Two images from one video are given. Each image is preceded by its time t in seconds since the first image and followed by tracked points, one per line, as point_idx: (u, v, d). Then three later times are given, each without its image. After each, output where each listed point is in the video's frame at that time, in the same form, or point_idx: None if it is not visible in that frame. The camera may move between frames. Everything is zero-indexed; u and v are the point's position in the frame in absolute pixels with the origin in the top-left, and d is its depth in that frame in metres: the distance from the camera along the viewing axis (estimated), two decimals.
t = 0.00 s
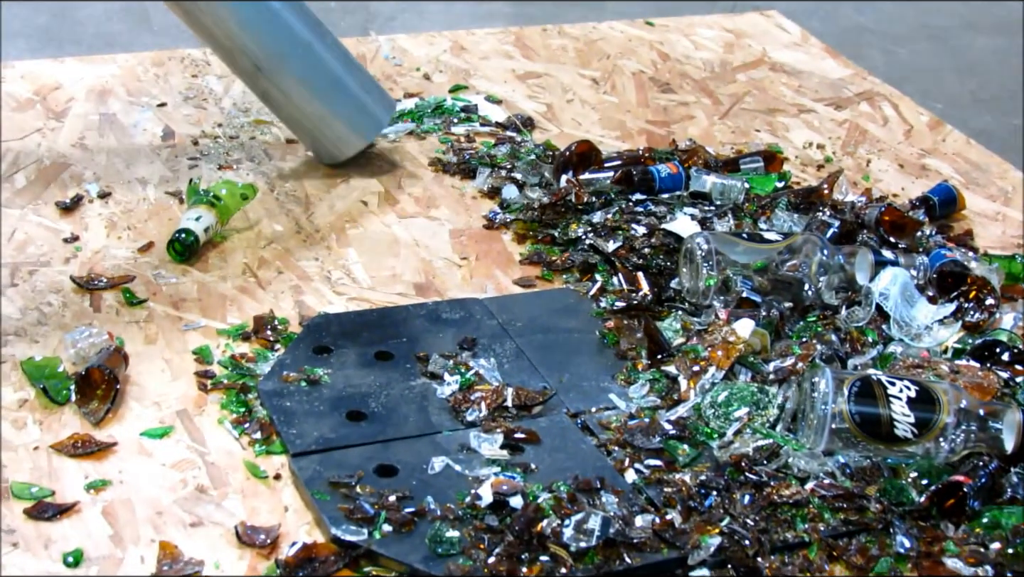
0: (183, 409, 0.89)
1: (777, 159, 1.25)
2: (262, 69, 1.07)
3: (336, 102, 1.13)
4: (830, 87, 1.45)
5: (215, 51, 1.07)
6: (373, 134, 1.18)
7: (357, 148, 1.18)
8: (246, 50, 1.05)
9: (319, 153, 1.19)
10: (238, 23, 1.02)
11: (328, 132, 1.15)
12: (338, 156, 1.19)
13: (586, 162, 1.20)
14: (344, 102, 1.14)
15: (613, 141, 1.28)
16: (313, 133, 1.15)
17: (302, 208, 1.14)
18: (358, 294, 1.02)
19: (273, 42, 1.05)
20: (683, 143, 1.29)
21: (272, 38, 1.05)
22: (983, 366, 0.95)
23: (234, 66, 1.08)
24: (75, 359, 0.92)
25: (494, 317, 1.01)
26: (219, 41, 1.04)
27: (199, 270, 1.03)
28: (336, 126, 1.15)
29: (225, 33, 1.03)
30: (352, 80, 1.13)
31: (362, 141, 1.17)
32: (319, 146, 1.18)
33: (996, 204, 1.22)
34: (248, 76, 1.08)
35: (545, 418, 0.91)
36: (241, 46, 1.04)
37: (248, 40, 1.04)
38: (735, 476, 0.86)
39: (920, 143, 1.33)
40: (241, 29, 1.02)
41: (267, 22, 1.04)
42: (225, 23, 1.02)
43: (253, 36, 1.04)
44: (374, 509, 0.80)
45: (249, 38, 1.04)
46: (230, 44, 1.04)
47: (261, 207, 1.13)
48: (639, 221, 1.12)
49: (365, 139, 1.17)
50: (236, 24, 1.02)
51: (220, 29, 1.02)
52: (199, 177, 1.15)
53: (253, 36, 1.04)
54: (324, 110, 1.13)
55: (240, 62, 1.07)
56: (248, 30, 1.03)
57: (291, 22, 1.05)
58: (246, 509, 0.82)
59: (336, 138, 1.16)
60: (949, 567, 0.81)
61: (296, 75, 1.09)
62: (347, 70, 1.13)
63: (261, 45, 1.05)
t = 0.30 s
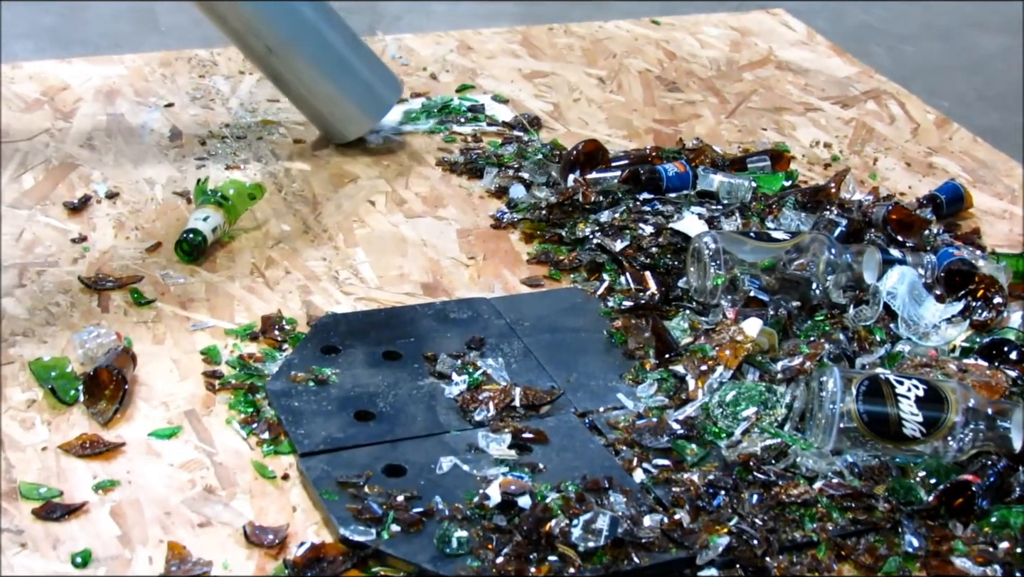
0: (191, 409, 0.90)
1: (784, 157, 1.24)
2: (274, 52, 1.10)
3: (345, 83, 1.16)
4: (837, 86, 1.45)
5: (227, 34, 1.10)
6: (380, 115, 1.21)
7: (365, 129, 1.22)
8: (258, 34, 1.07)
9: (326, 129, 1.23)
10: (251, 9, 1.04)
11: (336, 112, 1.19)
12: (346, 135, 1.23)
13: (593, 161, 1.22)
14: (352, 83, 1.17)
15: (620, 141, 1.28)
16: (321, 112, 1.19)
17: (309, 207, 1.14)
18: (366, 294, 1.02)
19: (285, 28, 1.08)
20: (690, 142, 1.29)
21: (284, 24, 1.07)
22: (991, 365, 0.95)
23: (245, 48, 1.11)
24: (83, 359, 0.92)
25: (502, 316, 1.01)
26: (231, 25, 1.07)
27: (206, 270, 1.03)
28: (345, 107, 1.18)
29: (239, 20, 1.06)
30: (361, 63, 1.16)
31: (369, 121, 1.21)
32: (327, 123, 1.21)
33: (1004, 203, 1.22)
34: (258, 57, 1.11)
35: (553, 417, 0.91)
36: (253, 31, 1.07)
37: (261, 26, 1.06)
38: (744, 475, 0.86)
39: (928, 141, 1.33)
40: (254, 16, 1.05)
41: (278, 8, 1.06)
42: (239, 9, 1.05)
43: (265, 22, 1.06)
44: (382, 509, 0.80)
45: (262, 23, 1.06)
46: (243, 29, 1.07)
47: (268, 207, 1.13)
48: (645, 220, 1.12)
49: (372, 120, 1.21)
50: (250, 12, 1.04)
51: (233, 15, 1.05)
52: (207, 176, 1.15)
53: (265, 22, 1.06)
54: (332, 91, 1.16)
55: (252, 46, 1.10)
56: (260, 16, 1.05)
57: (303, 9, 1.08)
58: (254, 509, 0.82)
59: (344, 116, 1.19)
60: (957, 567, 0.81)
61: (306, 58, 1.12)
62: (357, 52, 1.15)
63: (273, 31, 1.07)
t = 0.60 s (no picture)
0: (191, 410, 0.90)
1: (785, 158, 1.24)
2: (311, 41, 1.12)
3: (379, 69, 1.19)
4: (838, 86, 1.45)
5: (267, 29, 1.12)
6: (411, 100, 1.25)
7: (397, 113, 1.25)
8: (297, 24, 1.10)
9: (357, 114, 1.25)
10: None
11: (368, 97, 1.22)
12: (377, 121, 1.26)
13: (594, 161, 1.22)
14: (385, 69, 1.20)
15: (622, 141, 1.28)
16: (354, 98, 1.22)
17: (310, 208, 1.14)
18: (366, 295, 1.02)
19: (323, 19, 1.11)
20: (691, 143, 1.29)
21: (322, 13, 1.10)
22: (992, 364, 0.95)
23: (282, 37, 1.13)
24: (83, 360, 0.92)
25: (503, 316, 1.01)
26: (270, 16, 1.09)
27: (207, 271, 1.03)
28: (378, 92, 1.21)
29: (279, 11, 1.08)
30: (394, 49, 1.19)
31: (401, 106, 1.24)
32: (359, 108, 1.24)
33: (1005, 202, 1.22)
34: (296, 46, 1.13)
35: (554, 417, 0.90)
36: (293, 21, 1.09)
37: (300, 16, 1.08)
38: (744, 475, 0.87)
39: (929, 141, 1.33)
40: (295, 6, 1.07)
41: None
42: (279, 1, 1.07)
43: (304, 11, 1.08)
44: (382, 510, 0.80)
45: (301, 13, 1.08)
46: (281, 20, 1.09)
47: (269, 208, 1.13)
48: (645, 221, 1.12)
49: (404, 105, 1.24)
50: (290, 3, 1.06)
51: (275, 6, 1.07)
52: (207, 177, 1.16)
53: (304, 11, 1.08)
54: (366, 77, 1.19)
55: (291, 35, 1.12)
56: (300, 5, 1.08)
57: None
58: (254, 510, 0.82)
59: (380, 103, 1.23)
60: (958, 566, 0.81)
61: (342, 47, 1.14)
62: (390, 39, 1.19)
63: (312, 20, 1.10)
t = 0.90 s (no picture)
0: (188, 405, 0.90)
1: (783, 152, 1.24)
2: (328, 38, 1.13)
3: (395, 68, 1.19)
4: (836, 81, 1.45)
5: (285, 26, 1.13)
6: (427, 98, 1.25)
7: (413, 112, 1.25)
8: (315, 22, 1.10)
9: (373, 111, 1.26)
10: None
11: (385, 95, 1.22)
12: (394, 119, 1.27)
13: (591, 156, 1.21)
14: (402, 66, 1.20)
15: (619, 136, 1.28)
16: (371, 95, 1.22)
17: (307, 204, 1.14)
18: (364, 290, 1.02)
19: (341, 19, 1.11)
20: (689, 138, 1.28)
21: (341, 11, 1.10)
22: (989, 359, 0.95)
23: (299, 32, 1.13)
24: (81, 356, 0.92)
25: (500, 312, 1.00)
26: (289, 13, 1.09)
27: (204, 266, 1.03)
28: (395, 89, 1.22)
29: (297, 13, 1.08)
30: (410, 47, 1.19)
31: (417, 104, 1.25)
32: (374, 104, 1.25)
33: (1002, 197, 1.22)
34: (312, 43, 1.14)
35: (551, 412, 0.90)
36: (310, 19, 1.09)
37: (318, 15, 1.09)
38: (741, 470, 0.87)
39: (927, 136, 1.33)
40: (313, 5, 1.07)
41: None
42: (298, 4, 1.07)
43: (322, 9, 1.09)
44: (379, 505, 0.80)
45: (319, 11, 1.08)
46: (299, 21, 1.10)
47: (266, 204, 1.13)
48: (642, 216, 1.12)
49: (420, 103, 1.25)
50: (309, 2, 1.06)
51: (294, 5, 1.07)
52: (204, 173, 1.16)
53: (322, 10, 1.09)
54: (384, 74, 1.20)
55: (308, 33, 1.12)
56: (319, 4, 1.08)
57: None
58: (251, 505, 0.82)
59: (394, 101, 1.23)
60: (953, 560, 0.81)
61: (360, 44, 1.15)
62: (407, 38, 1.19)
63: (329, 18, 1.10)
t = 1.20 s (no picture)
0: (179, 396, 0.90)
1: (774, 142, 1.24)
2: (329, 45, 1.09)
3: (401, 75, 1.15)
4: (827, 71, 1.45)
5: (285, 30, 1.09)
6: (435, 108, 1.21)
7: (420, 122, 1.21)
8: (315, 27, 1.06)
9: (380, 123, 1.22)
10: None
11: (391, 104, 1.18)
12: (401, 130, 1.22)
13: (582, 146, 1.22)
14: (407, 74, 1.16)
15: (610, 126, 1.28)
16: (375, 105, 1.18)
17: (298, 194, 1.14)
18: (355, 280, 1.02)
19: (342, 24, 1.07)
20: (680, 128, 1.28)
21: (341, 14, 1.07)
22: (978, 347, 0.95)
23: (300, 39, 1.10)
24: (72, 347, 0.92)
25: (491, 302, 1.00)
26: (287, 18, 1.06)
27: (195, 257, 1.03)
28: (400, 99, 1.18)
29: (296, 16, 1.05)
30: (415, 53, 1.15)
31: (424, 114, 1.20)
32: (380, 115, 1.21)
33: (993, 185, 1.22)
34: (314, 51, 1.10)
35: (542, 402, 0.90)
36: (310, 23, 1.06)
37: (318, 18, 1.05)
38: (731, 458, 0.87)
39: (918, 125, 1.33)
40: (312, 6, 1.04)
41: None
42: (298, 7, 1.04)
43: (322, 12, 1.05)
44: (370, 494, 0.80)
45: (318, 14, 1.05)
46: (299, 24, 1.06)
47: (257, 194, 1.13)
48: (633, 206, 1.12)
49: (428, 113, 1.20)
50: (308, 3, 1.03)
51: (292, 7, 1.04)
52: (195, 164, 1.15)
53: (323, 13, 1.05)
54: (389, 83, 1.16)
55: (308, 38, 1.09)
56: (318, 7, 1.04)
57: None
58: (242, 495, 0.82)
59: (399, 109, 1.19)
60: (944, 548, 0.82)
61: (362, 50, 1.11)
62: (412, 43, 1.15)
63: (330, 22, 1.06)
